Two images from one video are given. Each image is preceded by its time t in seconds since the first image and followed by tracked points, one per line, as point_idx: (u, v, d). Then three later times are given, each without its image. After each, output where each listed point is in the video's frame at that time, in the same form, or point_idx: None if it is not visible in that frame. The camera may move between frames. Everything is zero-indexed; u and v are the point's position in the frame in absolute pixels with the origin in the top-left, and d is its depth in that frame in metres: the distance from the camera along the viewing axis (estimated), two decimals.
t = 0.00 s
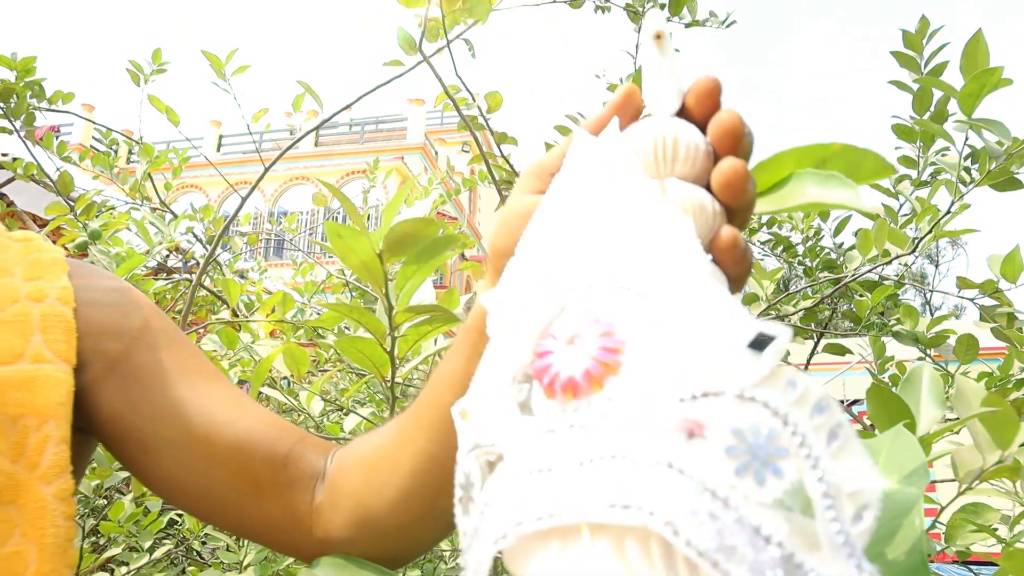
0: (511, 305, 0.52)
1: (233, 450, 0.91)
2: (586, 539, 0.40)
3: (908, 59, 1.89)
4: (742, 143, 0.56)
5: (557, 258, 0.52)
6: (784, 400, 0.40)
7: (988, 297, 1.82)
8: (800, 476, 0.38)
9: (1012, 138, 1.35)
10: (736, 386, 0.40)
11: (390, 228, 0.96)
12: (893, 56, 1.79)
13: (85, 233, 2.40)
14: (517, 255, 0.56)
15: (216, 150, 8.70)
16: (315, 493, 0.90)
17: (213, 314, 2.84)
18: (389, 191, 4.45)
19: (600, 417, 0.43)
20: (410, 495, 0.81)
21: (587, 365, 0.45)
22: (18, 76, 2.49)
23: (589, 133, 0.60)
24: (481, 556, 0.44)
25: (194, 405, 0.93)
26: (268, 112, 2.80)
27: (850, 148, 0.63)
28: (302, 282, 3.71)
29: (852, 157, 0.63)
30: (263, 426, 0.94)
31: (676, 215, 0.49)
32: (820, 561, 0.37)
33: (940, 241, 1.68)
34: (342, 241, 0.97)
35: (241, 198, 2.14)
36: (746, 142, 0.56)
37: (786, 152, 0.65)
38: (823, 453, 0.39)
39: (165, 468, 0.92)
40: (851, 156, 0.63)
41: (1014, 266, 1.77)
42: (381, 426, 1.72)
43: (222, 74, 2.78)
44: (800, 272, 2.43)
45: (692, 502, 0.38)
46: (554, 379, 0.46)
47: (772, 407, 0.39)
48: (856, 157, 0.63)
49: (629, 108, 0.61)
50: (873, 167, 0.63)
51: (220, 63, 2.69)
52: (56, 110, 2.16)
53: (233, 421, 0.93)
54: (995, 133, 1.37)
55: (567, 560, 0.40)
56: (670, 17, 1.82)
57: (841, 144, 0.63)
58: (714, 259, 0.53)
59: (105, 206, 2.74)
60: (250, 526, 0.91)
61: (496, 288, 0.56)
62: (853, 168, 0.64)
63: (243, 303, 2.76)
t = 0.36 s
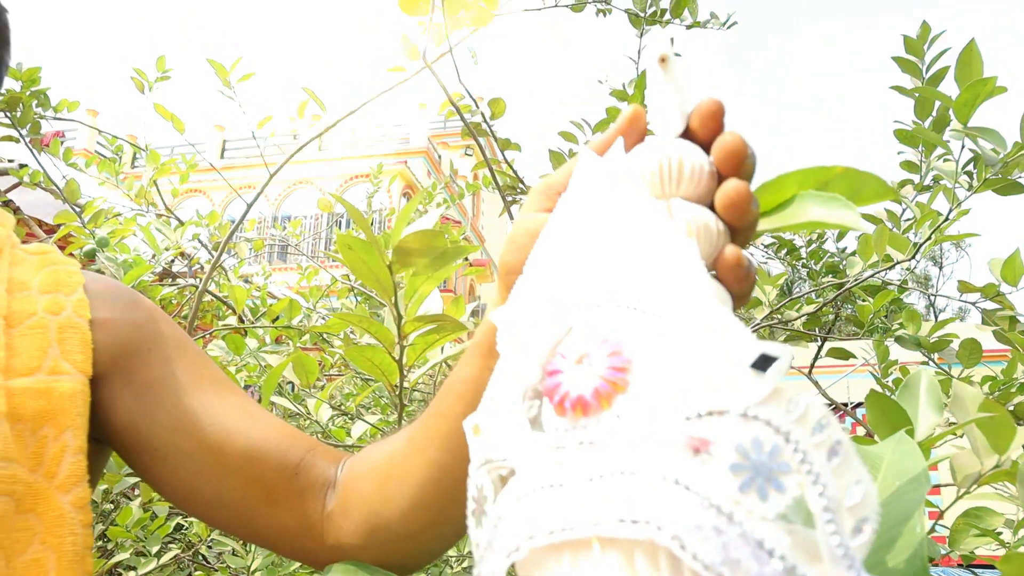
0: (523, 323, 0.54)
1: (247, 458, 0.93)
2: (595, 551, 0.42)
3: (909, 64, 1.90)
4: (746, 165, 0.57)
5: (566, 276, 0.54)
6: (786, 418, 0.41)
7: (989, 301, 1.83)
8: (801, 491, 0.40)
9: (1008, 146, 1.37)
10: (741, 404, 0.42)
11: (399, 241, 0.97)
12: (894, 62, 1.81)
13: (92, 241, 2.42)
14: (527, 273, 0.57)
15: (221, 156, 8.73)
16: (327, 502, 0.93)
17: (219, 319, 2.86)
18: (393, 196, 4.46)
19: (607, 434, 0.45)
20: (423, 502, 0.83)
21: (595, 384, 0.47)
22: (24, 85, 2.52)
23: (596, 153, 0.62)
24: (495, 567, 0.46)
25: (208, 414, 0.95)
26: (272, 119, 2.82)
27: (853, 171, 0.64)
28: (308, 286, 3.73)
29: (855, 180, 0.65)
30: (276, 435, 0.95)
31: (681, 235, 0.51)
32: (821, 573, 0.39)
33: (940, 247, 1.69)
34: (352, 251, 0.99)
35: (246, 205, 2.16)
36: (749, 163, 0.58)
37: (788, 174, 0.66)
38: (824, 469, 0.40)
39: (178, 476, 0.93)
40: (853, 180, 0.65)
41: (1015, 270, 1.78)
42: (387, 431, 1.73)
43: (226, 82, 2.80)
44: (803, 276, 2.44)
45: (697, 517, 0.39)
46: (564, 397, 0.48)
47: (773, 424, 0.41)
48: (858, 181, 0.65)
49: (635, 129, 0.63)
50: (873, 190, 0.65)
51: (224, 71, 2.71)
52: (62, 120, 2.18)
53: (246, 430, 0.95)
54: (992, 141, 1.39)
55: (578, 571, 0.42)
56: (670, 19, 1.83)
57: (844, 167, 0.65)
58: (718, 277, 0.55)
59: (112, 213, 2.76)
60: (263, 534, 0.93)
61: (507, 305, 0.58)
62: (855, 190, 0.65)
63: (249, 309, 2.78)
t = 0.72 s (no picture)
0: (537, 328, 0.56)
1: (261, 459, 0.95)
2: (608, 545, 0.44)
3: (913, 67, 1.91)
4: (750, 174, 0.60)
5: (578, 282, 0.56)
6: (790, 418, 0.43)
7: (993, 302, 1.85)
8: (805, 487, 0.42)
9: (1012, 149, 1.38)
10: (747, 405, 0.44)
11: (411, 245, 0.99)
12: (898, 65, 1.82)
13: (101, 244, 2.44)
14: (540, 280, 0.59)
15: (225, 159, 8.76)
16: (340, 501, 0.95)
17: (226, 321, 2.88)
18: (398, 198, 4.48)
19: (619, 433, 0.47)
20: (435, 502, 0.85)
21: (608, 385, 0.49)
22: (33, 90, 2.54)
23: (606, 162, 0.64)
24: (512, 561, 0.48)
25: (222, 416, 0.97)
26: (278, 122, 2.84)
27: (851, 174, 0.67)
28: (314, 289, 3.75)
29: (853, 182, 0.67)
30: (289, 436, 0.97)
31: (690, 242, 0.53)
32: (824, 566, 0.41)
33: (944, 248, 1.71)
34: (364, 256, 1.01)
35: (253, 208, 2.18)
36: (754, 172, 0.60)
37: (788, 179, 0.69)
38: (826, 467, 0.42)
39: (195, 478, 0.95)
40: (851, 182, 0.67)
41: (1019, 271, 1.79)
42: (394, 431, 1.75)
43: (233, 86, 2.82)
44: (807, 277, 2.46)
45: (707, 512, 0.41)
46: (578, 398, 0.50)
47: (778, 424, 0.43)
48: (856, 183, 0.67)
49: (643, 139, 0.65)
50: (872, 191, 0.67)
51: (230, 74, 2.73)
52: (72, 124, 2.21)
53: (259, 431, 0.97)
54: (995, 144, 1.40)
55: (592, 564, 0.44)
56: (675, 21, 1.85)
57: (842, 170, 0.67)
58: (724, 282, 0.57)
59: (120, 216, 2.78)
60: (277, 533, 0.95)
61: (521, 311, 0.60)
62: (855, 191, 0.68)
63: (256, 311, 2.80)
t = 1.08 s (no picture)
0: (552, 327, 0.58)
1: (277, 457, 0.96)
2: (624, 535, 0.45)
3: (921, 66, 1.92)
4: (760, 175, 0.61)
5: (592, 281, 0.57)
6: (801, 412, 0.45)
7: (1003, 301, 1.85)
8: (815, 479, 0.43)
9: (1020, 148, 1.39)
10: (758, 399, 0.45)
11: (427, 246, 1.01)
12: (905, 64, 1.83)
13: (114, 245, 2.46)
14: (556, 280, 0.61)
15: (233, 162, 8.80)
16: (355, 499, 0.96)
17: (237, 322, 2.90)
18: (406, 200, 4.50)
19: (634, 427, 0.48)
20: (450, 499, 0.87)
21: (623, 381, 0.50)
22: (46, 94, 2.57)
23: (619, 165, 0.66)
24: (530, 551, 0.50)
25: (239, 415, 0.99)
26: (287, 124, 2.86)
27: (855, 171, 0.68)
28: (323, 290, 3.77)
29: (858, 179, 0.68)
30: (305, 435, 0.99)
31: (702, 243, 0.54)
32: (834, 554, 0.42)
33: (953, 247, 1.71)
34: (380, 256, 1.03)
35: (263, 210, 2.20)
36: (764, 173, 0.61)
37: (793, 177, 0.70)
38: (835, 458, 0.44)
39: (214, 476, 0.97)
40: (856, 178, 0.68)
41: None
42: (405, 431, 1.76)
43: (243, 89, 2.85)
44: (816, 277, 2.46)
45: (720, 502, 0.43)
46: (594, 394, 0.51)
47: (788, 417, 0.44)
48: (861, 179, 0.68)
49: (655, 143, 0.67)
50: (877, 187, 0.68)
51: (240, 77, 2.76)
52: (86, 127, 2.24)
53: (276, 430, 0.98)
54: (1004, 143, 1.41)
55: (609, 553, 0.46)
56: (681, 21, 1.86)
57: (847, 167, 0.68)
58: (734, 280, 0.58)
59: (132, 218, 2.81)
60: (294, 530, 0.97)
61: (537, 310, 0.61)
62: (860, 188, 0.69)
63: (267, 312, 2.82)
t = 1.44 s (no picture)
0: (572, 323, 0.59)
1: (298, 454, 0.98)
2: (646, 523, 0.47)
3: (933, 63, 1.93)
4: (776, 173, 0.62)
5: (612, 277, 0.59)
6: (818, 403, 0.46)
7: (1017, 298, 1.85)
8: (832, 468, 0.44)
9: None
10: (776, 391, 0.46)
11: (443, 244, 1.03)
12: (917, 61, 1.83)
13: (131, 247, 2.49)
14: (577, 277, 0.62)
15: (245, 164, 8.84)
16: (375, 495, 0.97)
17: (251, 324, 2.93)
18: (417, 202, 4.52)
19: (654, 419, 0.49)
20: (469, 494, 0.88)
21: (644, 374, 0.51)
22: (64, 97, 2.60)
23: (637, 164, 0.67)
24: (555, 540, 0.51)
25: (261, 412, 1.00)
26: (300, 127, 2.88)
27: (868, 168, 0.69)
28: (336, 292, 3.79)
29: (871, 176, 0.69)
30: (326, 431, 1.00)
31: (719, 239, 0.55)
32: (852, 542, 0.43)
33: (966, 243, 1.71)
34: (398, 255, 1.05)
35: (277, 212, 2.22)
36: (780, 171, 0.62)
37: (807, 174, 0.71)
38: (851, 448, 0.45)
39: (236, 472, 0.99)
40: (869, 176, 0.69)
41: None
42: (420, 430, 1.78)
43: (257, 91, 2.87)
44: (828, 275, 2.46)
45: (740, 491, 0.44)
46: (616, 388, 0.52)
47: (805, 408, 0.46)
48: (874, 177, 0.69)
49: (672, 142, 0.68)
50: (890, 184, 0.70)
51: (254, 80, 2.78)
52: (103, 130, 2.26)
53: (297, 427, 1.00)
54: (1016, 140, 1.41)
55: (631, 541, 0.47)
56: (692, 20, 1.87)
57: (860, 164, 0.69)
58: (752, 276, 0.59)
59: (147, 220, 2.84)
60: (315, 526, 0.98)
61: (558, 306, 0.63)
62: (873, 184, 0.70)
63: (281, 313, 2.85)
